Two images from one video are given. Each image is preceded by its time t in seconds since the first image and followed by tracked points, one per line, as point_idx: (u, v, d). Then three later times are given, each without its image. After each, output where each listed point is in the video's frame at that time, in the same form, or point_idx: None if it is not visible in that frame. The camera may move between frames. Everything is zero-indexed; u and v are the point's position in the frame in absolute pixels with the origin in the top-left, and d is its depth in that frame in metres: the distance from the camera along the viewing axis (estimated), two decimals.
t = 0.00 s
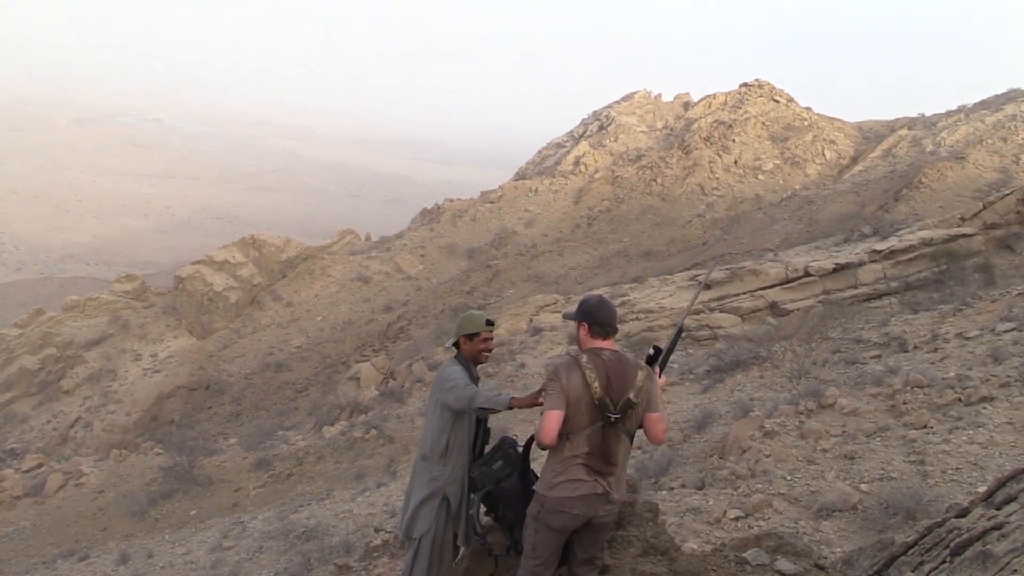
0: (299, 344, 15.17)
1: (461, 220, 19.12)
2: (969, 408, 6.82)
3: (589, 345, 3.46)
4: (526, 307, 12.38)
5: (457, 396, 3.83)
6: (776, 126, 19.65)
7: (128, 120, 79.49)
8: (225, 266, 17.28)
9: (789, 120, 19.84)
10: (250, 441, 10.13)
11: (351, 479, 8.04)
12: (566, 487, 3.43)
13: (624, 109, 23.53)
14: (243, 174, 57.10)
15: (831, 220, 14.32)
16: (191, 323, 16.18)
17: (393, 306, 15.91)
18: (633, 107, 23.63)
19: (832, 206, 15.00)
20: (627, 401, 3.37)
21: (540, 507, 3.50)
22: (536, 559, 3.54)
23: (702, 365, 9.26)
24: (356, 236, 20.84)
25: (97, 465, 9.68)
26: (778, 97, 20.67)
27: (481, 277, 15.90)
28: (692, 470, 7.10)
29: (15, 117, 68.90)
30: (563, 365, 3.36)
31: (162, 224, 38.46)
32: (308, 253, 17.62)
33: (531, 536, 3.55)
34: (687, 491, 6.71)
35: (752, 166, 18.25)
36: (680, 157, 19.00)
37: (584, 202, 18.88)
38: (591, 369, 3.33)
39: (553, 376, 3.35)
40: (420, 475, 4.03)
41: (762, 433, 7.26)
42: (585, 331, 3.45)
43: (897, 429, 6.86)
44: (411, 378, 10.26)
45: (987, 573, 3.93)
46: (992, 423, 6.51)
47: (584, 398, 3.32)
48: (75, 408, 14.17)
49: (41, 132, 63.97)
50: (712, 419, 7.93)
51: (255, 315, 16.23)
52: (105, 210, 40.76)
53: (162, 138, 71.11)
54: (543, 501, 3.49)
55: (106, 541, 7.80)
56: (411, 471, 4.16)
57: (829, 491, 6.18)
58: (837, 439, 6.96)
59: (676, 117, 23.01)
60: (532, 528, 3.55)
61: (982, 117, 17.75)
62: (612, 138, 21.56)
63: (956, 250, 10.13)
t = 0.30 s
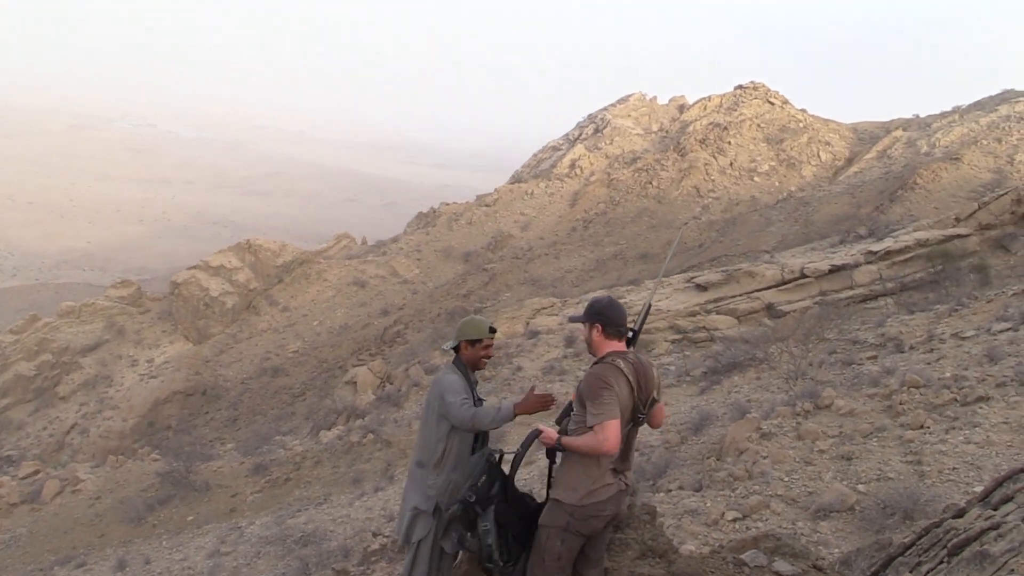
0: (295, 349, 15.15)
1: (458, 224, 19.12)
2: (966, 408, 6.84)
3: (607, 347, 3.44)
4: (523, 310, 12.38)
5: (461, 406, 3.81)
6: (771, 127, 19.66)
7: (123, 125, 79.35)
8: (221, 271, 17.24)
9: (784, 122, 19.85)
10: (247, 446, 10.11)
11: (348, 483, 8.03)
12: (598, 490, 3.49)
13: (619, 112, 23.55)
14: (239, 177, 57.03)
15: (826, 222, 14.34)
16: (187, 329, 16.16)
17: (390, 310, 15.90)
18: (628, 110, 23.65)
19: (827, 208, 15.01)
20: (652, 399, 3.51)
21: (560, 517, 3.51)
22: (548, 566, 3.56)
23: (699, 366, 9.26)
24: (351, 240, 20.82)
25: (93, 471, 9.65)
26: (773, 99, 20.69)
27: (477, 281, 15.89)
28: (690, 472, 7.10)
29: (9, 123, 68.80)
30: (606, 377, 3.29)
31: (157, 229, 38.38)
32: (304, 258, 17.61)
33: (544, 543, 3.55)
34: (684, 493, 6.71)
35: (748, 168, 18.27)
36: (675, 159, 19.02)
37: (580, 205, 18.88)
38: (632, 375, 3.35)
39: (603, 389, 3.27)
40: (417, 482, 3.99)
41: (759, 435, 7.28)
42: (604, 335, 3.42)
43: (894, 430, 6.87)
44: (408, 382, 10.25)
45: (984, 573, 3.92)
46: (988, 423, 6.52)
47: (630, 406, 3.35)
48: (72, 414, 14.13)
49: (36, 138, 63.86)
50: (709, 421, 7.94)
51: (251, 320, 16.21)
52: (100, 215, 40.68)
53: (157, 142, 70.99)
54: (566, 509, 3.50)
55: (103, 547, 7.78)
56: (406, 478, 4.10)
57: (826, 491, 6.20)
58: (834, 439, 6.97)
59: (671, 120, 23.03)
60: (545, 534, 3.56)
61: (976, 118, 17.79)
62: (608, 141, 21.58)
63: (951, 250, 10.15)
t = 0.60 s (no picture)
0: (289, 352, 15.14)
1: (451, 226, 19.12)
2: (959, 406, 6.85)
3: (614, 357, 3.63)
4: (516, 312, 12.39)
5: (460, 411, 3.83)
6: (762, 127, 19.70)
7: (115, 130, 79.21)
8: (213, 274, 17.18)
9: (775, 122, 19.89)
10: (240, 449, 10.09)
11: (342, 486, 8.03)
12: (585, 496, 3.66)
13: (610, 114, 23.59)
14: (233, 181, 56.97)
15: (818, 221, 14.37)
16: (180, 334, 16.13)
17: (383, 312, 15.89)
18: (620, 112, 23.69)
19: (819, 207, 15.04)
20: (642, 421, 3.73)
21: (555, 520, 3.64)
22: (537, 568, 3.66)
23: (692, 366, 9.26)
24: (344, 243, 20.80)
25: (86, 475, 9.62)
26: (764, 99, 20.75)
27: (470, 282, 15.90)
28: (684, 472, 7.11)
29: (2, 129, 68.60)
30: (618, 392, 3.50)
31: (149, 233, 38.27)
32: (297, 261, 17.59)
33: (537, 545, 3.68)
34: (679, 493, 6.72)
35: (739, 168, 18.31)
36: (667, 160, 19.06)
37: (572, 206, 18.90)
38: (638, 394, 3.58)
39: (613, 403, 3.47)
40: (417, 487, 4.08)
41: (752, 435, 7.29)
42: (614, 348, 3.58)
43: (887, 429, 6.88)
44: (401, 384, 10.24)
45: (975, 572, 3.98)
46: (981, 421, 6.53)
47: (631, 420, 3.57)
48: (64, 419, 14.07)
49: (28, 143, 63.68)
50: (703, 421, 7.94)
51: (244, 324, 16.19)
52: (92, 220, 40.54)
53: (150, 147, 70.87)
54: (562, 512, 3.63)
55: (97, 552, 7.76)
56: (407, 483, 4.20)
57: (821, 490, 6.20)
58: (828, 439, 6.98)
59: (663, 121, 23.07)
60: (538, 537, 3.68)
61: (966, 117, 17.85)
62: (600, 142, 21.61)
63: (943, 249, 10.19)
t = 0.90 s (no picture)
0: (281, 355, 15.12)
1: (442, 228, 19.12)
2: (950, 406, 6.87)
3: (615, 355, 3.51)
4: (507, 314, 12.39)
5: (450, 422, 4.04)
6: (752, 129, 19.75)
7: (107, 133, 79.06)
8: (205, 278, 17.20)
9: (765, 123, 19.94)
10: (232, 453, 10.07)
11: (335, 489, 8.02)
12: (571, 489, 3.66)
13: (601, 116, 23.63)
14: (226, 185, 56.89)
15: (809, 222, 14.40)
16: (172, 338, 16.09)
17: (375, 315, 15.88)
18: (611, 114, 23.73)
19: (809, 208, 15.08)
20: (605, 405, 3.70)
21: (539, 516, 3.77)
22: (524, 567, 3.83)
23: (684, 367, 9.26)
24: (336, 245, 20.78)
25: (77, 480, 9.60)
26: (755, 100, 20.80)
27: (461, 285, 15.90)
28: (677, 474, 7.12)
29: None
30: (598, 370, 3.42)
31: (141, 237, 38.17)
32: (289, 264, 17.56)
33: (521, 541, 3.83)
34: (671, 494, 6.73)
35: (730, 169, 18.35)
36: (658, 161, 19.10)
37: (564, 208, 18.92)
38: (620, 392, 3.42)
39: (587, 370, 3.42)
40: (411, 499, 4.27)
41: (744, 435, 7.30)
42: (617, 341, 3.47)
43: (879, 429, 6.89)
44: (393, 387, 10.24)
45: (966, 571, 3.97)
46: (972, 421, 6.55)
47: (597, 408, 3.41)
48: (55, 424, 14.01)
49: (20, 148, 63.50)
50: (695, 422, 7.94)
51: (236, 327, 16.17)
52: (84, 224, 40.41)
53: (143, 151, 70.74)
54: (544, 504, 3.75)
55: (88, 557, 7.74)
56: (403, 495, 4.39)
57: (813, 491, 6.21)
58: (820, 439, 6.99)
59: (653, 122, 23.12)
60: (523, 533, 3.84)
61: (955, 118, 17.93)
62: (590, 144, 21.64)
63: (933, 249, 10.22)
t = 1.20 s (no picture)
0: (270, 358, 15.10)
1: (432, 231, 19.11)
2: (939, 406, 6.89)
3: (605, 356, 3.66)
4: (497, 316, 12.40)
5: (432, 431, 4.11)
6: (741, 131, 19.81)
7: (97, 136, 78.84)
8: (194, 282, 17.18)
9: (754, 125, 19.99)
10: (222, 457, 10.05)
11: (325, 493, 8.01)
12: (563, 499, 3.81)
13: (590, 118, 23.67)
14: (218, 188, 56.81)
15: (798, 224, 14.44)
16: (162, 341, 16.05)
17: (365, 318, 15.88)
18: (600, 116, 23.77)
19: (798, 210, 15.12)
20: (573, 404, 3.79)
21: (531, 522, 3.85)
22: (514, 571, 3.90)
23: (674, 368, 9.28)
24: (325, 248, 20.74)
25: (66, 485, 9.56)
26: (744, 102, 20.87)
27: (451, 288, 15.90)
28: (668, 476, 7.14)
29: None
30: (591, 373, 3.55)
31: (131, 241, 38.04)
32: (279, 267, 17.54)
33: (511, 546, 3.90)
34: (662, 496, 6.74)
35: (719, 171, 18.40)
36: (648, 164, 19.14)
37: (553, 210, 18.93)
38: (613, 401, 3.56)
39: (574, 371, 3.57)
40: (398, 505, 4.36)
41: (735, 436, 7.32)
42: (609, 347, 3.62)
43: (868, 429, 6.92)
44: (384, 390, 10.24)
45: (954, 571, 4.05)
46: (961, 421, 6.57)
47: (595, 414, 3.54)
48: (44, 429, 13.96)
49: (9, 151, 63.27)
50: (685, 423, 7.94)
51: (225, 330, 16.15)
52: (74, 228, 40.25)
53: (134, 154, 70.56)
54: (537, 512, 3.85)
55: (77, 562, 7.72)
56: (393, 499, 4.48)
57: (803, 492, 6.22)
58: (810, 440, 7.01)
59: (643, 124, 23.16)
60: (514, 539, 3.91)
61: (943, 119, 18.00)
62: (580, 146, 21.68)
63: (921, 250, 10.26)
